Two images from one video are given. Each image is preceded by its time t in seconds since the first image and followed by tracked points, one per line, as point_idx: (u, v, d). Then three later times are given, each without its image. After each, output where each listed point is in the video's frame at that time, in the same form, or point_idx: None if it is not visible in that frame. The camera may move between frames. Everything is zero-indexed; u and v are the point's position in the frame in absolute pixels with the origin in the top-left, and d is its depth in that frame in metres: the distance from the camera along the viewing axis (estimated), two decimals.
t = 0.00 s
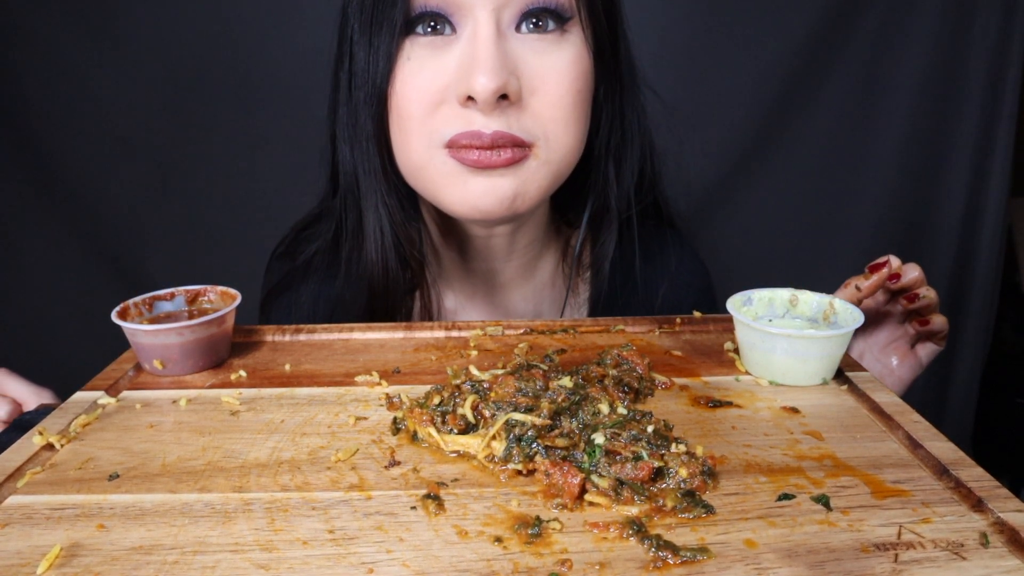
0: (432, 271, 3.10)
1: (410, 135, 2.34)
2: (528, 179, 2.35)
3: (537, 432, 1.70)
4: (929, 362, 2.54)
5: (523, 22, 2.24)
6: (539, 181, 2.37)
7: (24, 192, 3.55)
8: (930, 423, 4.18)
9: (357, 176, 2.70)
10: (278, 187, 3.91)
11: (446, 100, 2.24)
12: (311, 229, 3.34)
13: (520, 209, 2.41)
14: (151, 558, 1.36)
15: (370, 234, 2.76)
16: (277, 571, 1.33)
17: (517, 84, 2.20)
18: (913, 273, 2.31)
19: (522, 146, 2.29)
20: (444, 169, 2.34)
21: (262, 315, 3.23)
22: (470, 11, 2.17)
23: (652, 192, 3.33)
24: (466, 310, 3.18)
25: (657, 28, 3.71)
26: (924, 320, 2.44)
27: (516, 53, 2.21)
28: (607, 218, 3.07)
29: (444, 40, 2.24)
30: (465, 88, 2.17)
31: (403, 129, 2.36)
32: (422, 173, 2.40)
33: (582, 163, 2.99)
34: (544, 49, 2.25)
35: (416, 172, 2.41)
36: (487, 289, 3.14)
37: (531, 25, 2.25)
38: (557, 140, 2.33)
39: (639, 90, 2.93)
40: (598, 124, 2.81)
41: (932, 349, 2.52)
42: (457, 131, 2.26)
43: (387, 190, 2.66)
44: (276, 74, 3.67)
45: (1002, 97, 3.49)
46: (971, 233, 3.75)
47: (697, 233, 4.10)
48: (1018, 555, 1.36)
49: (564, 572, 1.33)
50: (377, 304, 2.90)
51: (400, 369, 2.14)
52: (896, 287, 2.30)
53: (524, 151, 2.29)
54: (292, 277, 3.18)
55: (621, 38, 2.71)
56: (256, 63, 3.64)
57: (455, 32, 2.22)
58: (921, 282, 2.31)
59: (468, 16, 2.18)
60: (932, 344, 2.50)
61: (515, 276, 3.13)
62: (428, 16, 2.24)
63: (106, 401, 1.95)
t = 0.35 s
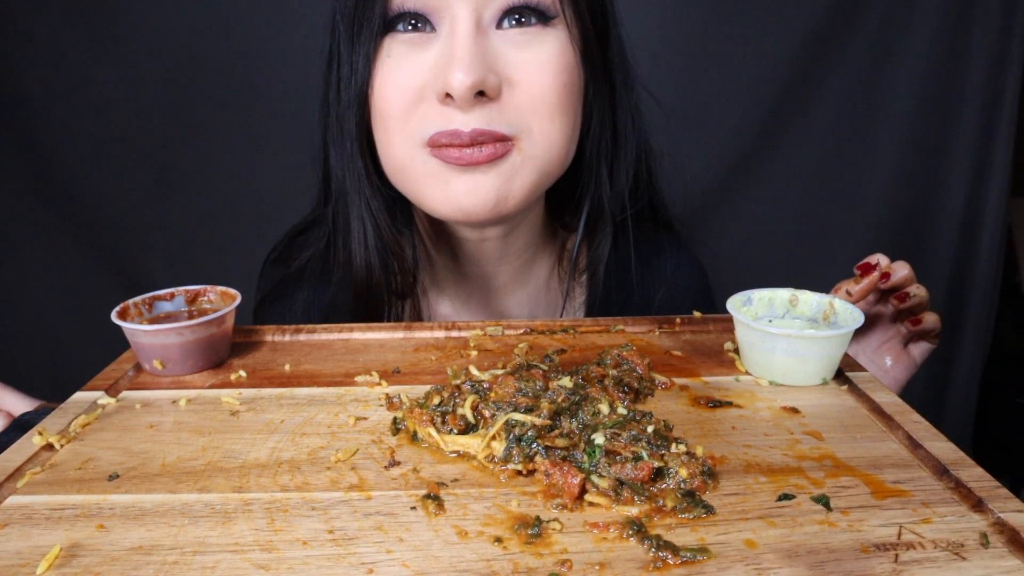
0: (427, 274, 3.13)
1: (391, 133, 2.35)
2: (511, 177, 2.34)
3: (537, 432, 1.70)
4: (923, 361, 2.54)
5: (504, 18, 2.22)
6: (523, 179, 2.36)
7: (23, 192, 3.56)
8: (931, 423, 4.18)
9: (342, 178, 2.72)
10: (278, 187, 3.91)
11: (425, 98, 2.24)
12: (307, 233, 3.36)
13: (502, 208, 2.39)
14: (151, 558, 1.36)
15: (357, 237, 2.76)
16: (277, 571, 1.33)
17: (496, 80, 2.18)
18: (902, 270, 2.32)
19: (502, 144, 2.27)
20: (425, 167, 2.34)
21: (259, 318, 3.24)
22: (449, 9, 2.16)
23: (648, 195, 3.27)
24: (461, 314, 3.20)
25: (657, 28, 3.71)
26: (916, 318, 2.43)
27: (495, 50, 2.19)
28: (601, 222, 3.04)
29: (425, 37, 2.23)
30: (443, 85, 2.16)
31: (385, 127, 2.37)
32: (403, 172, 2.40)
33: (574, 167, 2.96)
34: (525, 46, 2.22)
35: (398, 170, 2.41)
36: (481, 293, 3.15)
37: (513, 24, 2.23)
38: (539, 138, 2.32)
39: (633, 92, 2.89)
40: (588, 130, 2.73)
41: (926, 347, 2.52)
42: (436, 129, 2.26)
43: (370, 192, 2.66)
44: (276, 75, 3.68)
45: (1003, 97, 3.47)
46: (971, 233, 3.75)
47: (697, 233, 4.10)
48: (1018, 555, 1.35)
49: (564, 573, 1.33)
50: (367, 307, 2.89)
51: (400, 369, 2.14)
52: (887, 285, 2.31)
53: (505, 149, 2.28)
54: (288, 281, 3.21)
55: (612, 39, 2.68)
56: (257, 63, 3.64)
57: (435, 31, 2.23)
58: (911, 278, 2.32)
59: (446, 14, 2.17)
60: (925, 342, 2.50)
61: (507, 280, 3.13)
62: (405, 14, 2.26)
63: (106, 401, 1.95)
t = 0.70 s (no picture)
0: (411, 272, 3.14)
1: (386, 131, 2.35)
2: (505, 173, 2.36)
3: (537, 432, 1.71)
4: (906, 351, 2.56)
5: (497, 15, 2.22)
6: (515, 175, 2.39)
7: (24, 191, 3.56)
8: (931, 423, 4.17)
9: (332, 176, 2.70)
10: (278, 186, 3.92)
11: (421, 96, 2.24)
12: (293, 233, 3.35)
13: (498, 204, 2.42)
14: (151, 558, 1.36)
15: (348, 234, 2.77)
16: (276, 570, 1.33)
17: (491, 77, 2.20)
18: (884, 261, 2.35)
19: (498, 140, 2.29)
20: (422, 165, 2.34)
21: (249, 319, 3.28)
22: (443, 6, 2.14)
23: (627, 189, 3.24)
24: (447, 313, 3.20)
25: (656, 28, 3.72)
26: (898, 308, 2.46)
27: (489, 48, 2.20)
28: (581, 217, 3.07)
29: (418, 35, 2.22)
30: (440, 82, 2.16)
31: (380, 125, 2.37)
32: (399, 170, 2.40)
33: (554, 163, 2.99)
34: (517, 44, 2.24)
35: (394, 168, 2.42)
36: (467, 290, 3.16)
37: (507, 22, 2.23)
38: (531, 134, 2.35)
39: (614, 86, 2.92)
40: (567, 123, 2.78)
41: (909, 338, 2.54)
42: (433, 126, 2.25)
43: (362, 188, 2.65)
44: (276, 75, 3.68)
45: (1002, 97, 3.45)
46: (971, 233, 3.75)
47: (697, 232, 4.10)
48: (1018, 555, 1.35)
49: (564, 573, 1.33)
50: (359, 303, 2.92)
51: (400, 369, 2.14)
52: (869, 276, 2.34)
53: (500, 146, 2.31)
54: (276, 281, 3.20)
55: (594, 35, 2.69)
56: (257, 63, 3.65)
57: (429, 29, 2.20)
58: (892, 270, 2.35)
59: (440, 12, 2.15)
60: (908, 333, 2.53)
61: (494, 276, 3.15)
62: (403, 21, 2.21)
63: (106, 401, 1.95)
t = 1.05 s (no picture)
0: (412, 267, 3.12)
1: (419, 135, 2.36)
2: (533, 175, 2.44)
3: (537, 432, 1.71)
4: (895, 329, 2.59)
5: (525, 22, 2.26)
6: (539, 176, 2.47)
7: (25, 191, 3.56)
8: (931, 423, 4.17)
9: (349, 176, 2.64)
10: (278, 187, 3.92)
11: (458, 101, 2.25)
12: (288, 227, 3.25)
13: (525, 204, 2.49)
14: (151, 558, 1.36)
15: (361, 233, 2.72)
16: (277, 570, 1.33)
17: (525, 83, 2.25)
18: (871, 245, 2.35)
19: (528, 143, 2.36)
20: (455, 170, 2.37)
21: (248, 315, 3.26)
22: (479, 14, 2.16)
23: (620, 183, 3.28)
24: (446, 308, 3.17)
25: (656, 28, 3.72)
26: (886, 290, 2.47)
27: (521, 53, 2.24)
28: (578, 208, 3.06)
29: (449, 44, 2.22)
30: (480, 89, 2.19)
31: (411, 129, 2.36)
32: (430, 172, 2.42)
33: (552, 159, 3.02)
34: (544, 50, 2.30)
35: (424, 170, 2.43)
36: (468, 283, 3.15)
37: (535, 30, 2.27)
38: (554, 135, 2.44)
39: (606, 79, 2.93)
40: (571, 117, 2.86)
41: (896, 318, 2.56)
42: (470, 131, 2.29)
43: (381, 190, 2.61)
44: (277, 75, 3.69)
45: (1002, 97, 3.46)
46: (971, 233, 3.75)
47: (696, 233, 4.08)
48: (1018, 555, 1.35)
49: (564, 572, 1.33)
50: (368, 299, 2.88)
51: (400, 369, 2.14)
52: (855, 259, 2.36)
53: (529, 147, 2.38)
54: (274, 272, 3.16)
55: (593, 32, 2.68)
56: (258, 63, 3.65)
57: (463, 36, 2.20)
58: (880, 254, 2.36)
59: (476, 20, 2.17)
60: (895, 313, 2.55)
61: (498, 268, 3.16)
62: (433, 29, 2.20)
63: (106, 401, 1.95)
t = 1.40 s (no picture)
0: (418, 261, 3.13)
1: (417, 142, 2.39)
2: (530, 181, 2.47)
3: (537, 432, 1.71)
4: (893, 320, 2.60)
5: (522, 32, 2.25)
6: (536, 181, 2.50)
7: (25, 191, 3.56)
8: (931, 422, 4.16)
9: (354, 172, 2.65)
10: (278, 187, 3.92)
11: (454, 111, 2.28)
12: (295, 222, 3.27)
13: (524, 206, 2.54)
14: (151, 558, 1.36)
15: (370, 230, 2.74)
16: (277, 570, 1.33)
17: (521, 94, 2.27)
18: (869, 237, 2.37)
19: (526, 151, 2.39)
20: (454, 179, 2.41)
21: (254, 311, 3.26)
22: (475, 27, 2.16)
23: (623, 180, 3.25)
24: (452, 303, 3.21)
25: (657, 28, 3.72)
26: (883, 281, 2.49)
27: (518, 65, 2.25)
28: (582, 206, 3.07)
29: (445, 56, 2.23)
30: (477, 102, 2.22)
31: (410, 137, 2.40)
32: (428, 177, 2.46)
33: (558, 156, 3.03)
34: (541, 60, 2.30)
35: (423, 176, 2.47)
36: (474, 278, 3.17)
37: (532, 40, 2.26)
38: (552, 142, 2.45)
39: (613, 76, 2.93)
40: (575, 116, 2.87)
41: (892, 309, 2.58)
42: (467, 142, 2.32)
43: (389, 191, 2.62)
44: (277, 75, 3.69)
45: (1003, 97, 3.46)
46: (971, 233, 3.75)
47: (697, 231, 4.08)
48: (1018, 555, 1.36)
49: (564, 573, 1.33)
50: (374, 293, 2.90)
51: (400, 369, 2.14)
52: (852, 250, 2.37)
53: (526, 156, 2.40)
54: (281, 268, 3.18)
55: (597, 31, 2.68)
56: (258, 63, 3.65)
57: (460, 48, 2.21)
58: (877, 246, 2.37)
59: (472, 33, 2.17)
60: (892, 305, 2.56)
61: (503, 264, 3.18)
62: (428, 41, 2.20)
63: (106, 401, 1.95)
